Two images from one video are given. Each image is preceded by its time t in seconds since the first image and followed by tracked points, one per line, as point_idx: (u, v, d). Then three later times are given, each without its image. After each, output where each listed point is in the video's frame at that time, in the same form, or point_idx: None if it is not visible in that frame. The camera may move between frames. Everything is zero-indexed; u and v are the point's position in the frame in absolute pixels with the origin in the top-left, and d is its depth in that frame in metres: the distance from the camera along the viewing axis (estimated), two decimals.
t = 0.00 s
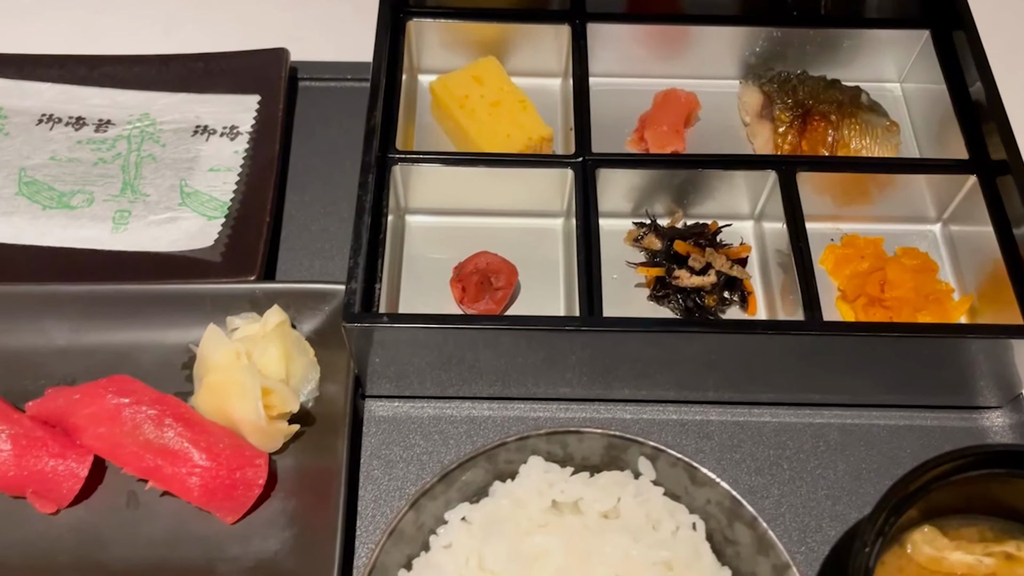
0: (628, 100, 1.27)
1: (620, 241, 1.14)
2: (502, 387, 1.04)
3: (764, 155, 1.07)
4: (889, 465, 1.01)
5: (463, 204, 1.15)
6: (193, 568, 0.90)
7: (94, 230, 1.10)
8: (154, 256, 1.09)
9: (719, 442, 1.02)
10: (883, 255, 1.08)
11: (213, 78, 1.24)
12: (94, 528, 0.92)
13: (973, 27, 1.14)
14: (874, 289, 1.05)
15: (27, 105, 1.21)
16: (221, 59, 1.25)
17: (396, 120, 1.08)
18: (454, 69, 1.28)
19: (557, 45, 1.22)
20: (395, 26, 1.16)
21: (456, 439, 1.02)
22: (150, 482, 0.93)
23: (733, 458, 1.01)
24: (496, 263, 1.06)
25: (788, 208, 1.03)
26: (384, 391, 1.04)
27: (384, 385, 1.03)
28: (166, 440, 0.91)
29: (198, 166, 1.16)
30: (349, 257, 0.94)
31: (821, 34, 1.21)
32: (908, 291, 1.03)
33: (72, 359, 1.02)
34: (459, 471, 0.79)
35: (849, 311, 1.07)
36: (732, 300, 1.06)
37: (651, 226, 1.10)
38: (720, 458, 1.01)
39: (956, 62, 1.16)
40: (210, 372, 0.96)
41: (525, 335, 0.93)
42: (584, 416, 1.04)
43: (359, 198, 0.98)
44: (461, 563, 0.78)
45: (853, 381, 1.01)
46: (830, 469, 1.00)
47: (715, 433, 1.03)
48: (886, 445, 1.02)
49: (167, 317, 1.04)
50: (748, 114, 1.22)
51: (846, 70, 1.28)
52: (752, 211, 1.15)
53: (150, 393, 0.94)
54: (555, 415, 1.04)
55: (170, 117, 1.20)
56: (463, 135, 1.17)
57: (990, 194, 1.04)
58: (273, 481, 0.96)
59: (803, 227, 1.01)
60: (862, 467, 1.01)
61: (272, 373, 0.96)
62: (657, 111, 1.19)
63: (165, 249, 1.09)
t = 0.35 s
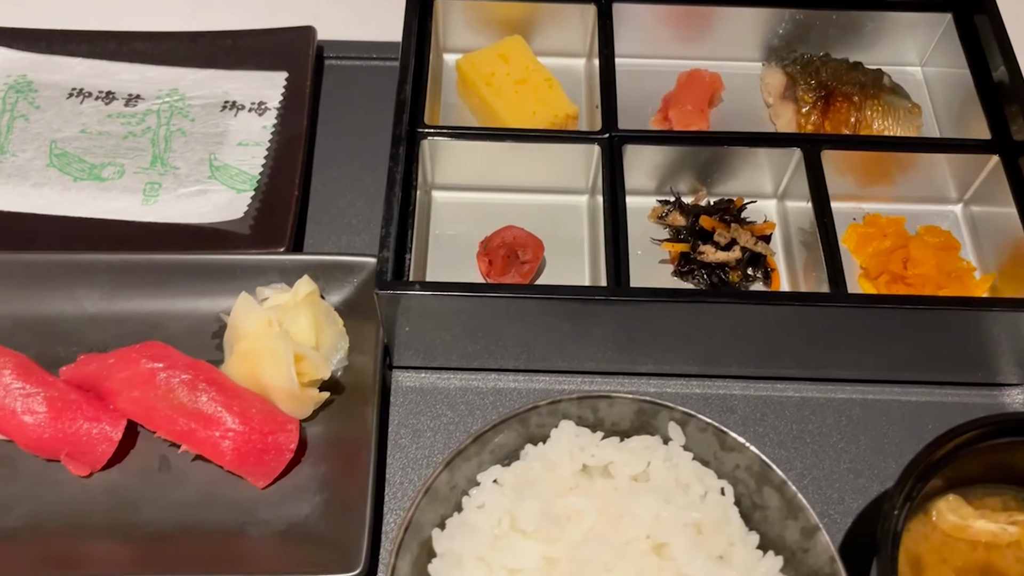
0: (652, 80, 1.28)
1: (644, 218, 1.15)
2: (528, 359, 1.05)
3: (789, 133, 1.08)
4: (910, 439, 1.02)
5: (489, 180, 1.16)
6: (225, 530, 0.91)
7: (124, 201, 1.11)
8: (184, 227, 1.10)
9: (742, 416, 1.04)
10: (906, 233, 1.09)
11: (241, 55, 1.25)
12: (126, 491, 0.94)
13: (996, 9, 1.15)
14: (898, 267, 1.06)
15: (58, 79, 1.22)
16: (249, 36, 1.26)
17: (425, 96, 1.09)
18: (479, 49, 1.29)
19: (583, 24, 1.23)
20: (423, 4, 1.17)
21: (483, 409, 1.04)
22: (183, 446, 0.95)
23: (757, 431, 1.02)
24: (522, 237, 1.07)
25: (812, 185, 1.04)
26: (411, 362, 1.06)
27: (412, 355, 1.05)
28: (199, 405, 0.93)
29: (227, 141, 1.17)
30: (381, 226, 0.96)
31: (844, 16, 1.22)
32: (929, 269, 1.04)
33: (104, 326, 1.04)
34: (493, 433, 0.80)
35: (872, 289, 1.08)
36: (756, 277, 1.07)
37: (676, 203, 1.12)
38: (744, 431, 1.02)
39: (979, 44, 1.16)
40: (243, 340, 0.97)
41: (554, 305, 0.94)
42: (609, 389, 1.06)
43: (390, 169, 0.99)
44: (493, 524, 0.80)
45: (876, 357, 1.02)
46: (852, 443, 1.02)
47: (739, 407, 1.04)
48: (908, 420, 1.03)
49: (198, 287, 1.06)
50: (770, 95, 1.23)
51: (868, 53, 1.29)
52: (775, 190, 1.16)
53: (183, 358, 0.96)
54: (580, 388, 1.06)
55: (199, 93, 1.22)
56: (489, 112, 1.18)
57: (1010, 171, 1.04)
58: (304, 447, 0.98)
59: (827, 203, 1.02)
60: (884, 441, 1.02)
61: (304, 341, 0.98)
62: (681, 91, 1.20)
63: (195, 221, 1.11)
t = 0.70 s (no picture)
0: (682, 61, 1.30)
1: (676, 195, 1.17)
2: (564, 329, 1.07)
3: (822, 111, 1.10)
4: (940, 412, 1.04)
5: (523, 155, 1.18)
6: (270, 490, 0.93)
7: (166, 172, 1.13)
8: (225, 198, 1.12)
9: (774, 388, 1.05)
10: (935, 212, 1.11)
11: (278, 32, 1.27)
12: (172, 451, 0.96)
13: None
14: (927, 244, 1.08)
15: (98, 54, 1.24)
16: (286, 14, 1.28)
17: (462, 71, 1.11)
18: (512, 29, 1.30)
19: (615, 5, 1.25)
20: None
21: (518, 378, 1.06)
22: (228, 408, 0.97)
23: (788, 402, 1.04)
24: (558, 210, 1.08)
25: (845, 162, 1.05)
26: (448, 331, 1.08)
27: (449, 324, 1.07)
28: (245, 367, 0.94)
29: (266, 115, 1.19)
30: (424, 195, 0.98)
31: None
32: (960, 246, 1.05)
33: (147, 293, 1.06)
34: (537, 394, 0.83)
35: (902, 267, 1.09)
36: (787, 252, 1.07)
37: (708, 179, 1.14)
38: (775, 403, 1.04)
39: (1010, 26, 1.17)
40: (287, 305, 0.99)
41: (593, 274, 0.96)
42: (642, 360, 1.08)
43: (432, 141, 1.01)
44: (537, 482, 0.82)
45: (906, 331, 1.04)
46: (882, 415, 1.03)
47: (770, 379, 1.06)
48: (937, 393, 1.05)
49: (240, 256, 1.08)
50: (799, 76, 1.25)
51: (896, 36, 1.30)
52: (806, 168, 1.17)
53: (228, 323, 0.98)
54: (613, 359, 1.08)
55: (237, 68, 1.24)
56: (523, 90, 1.20)
57: None
58: (344, 412, 1.00)
59: (860, 179, 1.03)
60: (914, 413, 1.03)
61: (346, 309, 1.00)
62: (712, 70, 1.22)
63: (235, 192, 1.13)
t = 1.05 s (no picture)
0: (710, 35, 1.30)
1: (706, 165, 1.17)
2: (595, 296, 1.08)
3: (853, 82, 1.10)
4: (970, 380, 1.04)
5: (553, 126, 1.18)
6: (306, 448, 0.94)
7: (199, 138, 1.14)
8: (258, 164, 1.13)
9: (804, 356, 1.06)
10: (964, 183, 1.12)
11: (309, 3, 1.28)
12: (208, 410, 0.96)
13: None
14: (957, 215, 1.08)
15: (131, 23, 1.26)
16: None
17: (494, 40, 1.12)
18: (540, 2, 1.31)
19: None
20: None
21: (550, 343, 1.06)
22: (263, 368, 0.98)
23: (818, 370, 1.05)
24: (590, 177, 1.09)
25: (877, 131, 1.06)
26: (480, 296, 1.09)
27: (482, 290, 1.08)
28: (283, 327, 0.96)
29: (297, 84, 1.20)
30: (459, 158, 0.98)
31: None
32: (990, 218, 1.06)
33: (182, 256, 1.06)
34: (576, 350, 0.83)
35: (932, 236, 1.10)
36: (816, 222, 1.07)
37: (738, 149, 1.14)
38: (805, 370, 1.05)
39: None
40: (324, 268, 1.00)
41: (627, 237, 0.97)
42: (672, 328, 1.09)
43: (467, 106, 1.01)
44: (576, 437, 0.82)
45: (935, 299, 1.05)
46: (912, 383, 1.04)
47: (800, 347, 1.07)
48: (966, 362, 1.05)
49: (273, 220, 1.08)
50: (828, 51, 1.25)
51: (923, 12, 1.31)
52: (835, 141, 1.18)
53: (264, 283, 0.99)
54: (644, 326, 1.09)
55: (268, 38, 1.25)
56: (553, 61, 1.20)
57: None
58: (378, 373, 1.01)
59: (892, 147, 1.04)
60: (944, 382, 1.04)
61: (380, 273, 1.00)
62: (742, 42, 1.22)
63: (267, 159, 1.13)
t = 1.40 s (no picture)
0: (740, 11, 1.30)
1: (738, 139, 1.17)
2: (628, 266, 1.08)
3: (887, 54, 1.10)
4: (1006, 353, 1.04)
5: (585, 98, 1.18)
6: (342, 412, 0.94)
7: (231, 107, 1.14)
8: (290, 133, 1.13)
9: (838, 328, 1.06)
10: (999, 158, 1.11)
11: None
12: (243, 374, 0.96)
13: None
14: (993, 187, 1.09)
15: None
16: None
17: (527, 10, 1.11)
18: None
19: None
20: None
21: (583, 314, 1.06)
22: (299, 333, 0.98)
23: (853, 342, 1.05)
24: (624, 148, 1.09)
25: (913, 103, 1.05)
26: (514, 267, 1.09)
27: (515, 260, 1.08)
28: (320, 292, 0.96)
29: (329, 54, 1.20)
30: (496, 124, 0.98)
31: None
32: None
33: (215, 223, 1.06)
34: (618, 313, 0.83)
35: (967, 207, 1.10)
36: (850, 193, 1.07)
37: (772, 122, 1.14)
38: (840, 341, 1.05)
39: None
40: (359, 235, 1.00)
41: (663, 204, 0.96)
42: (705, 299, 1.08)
43: (504, 73, 1.01)
44: (618, 399, 0.82)
45: (970, 272, 1.05)
46: (948, 356, 1.03)
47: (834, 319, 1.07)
48: (1002, 335, 1.05)
49: (307, 188, 1.08)
50: (861, 27, 1.25)
51: None
52: (869, 116, 1.18)
53: (300, 249, 0.99)
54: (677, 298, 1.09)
55: (299, 10, 1.25)
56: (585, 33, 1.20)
57: None
58: (412, 341, 1.01)
59: (928, 118, 1.03)
60: (980, 354, 1.04)
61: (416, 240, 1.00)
62: (774, 16, 1.22)
63: (299, 128, 1.13)
